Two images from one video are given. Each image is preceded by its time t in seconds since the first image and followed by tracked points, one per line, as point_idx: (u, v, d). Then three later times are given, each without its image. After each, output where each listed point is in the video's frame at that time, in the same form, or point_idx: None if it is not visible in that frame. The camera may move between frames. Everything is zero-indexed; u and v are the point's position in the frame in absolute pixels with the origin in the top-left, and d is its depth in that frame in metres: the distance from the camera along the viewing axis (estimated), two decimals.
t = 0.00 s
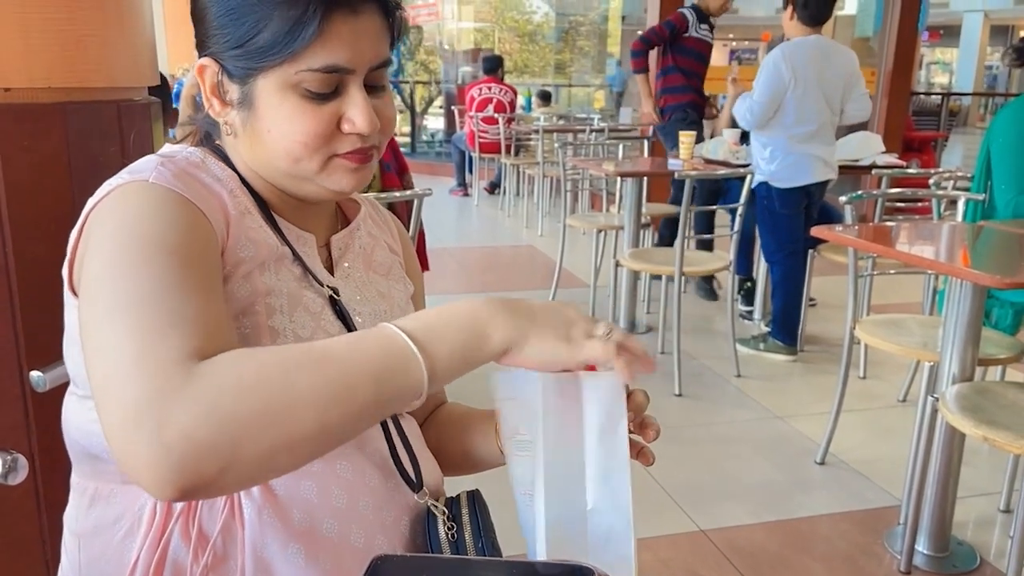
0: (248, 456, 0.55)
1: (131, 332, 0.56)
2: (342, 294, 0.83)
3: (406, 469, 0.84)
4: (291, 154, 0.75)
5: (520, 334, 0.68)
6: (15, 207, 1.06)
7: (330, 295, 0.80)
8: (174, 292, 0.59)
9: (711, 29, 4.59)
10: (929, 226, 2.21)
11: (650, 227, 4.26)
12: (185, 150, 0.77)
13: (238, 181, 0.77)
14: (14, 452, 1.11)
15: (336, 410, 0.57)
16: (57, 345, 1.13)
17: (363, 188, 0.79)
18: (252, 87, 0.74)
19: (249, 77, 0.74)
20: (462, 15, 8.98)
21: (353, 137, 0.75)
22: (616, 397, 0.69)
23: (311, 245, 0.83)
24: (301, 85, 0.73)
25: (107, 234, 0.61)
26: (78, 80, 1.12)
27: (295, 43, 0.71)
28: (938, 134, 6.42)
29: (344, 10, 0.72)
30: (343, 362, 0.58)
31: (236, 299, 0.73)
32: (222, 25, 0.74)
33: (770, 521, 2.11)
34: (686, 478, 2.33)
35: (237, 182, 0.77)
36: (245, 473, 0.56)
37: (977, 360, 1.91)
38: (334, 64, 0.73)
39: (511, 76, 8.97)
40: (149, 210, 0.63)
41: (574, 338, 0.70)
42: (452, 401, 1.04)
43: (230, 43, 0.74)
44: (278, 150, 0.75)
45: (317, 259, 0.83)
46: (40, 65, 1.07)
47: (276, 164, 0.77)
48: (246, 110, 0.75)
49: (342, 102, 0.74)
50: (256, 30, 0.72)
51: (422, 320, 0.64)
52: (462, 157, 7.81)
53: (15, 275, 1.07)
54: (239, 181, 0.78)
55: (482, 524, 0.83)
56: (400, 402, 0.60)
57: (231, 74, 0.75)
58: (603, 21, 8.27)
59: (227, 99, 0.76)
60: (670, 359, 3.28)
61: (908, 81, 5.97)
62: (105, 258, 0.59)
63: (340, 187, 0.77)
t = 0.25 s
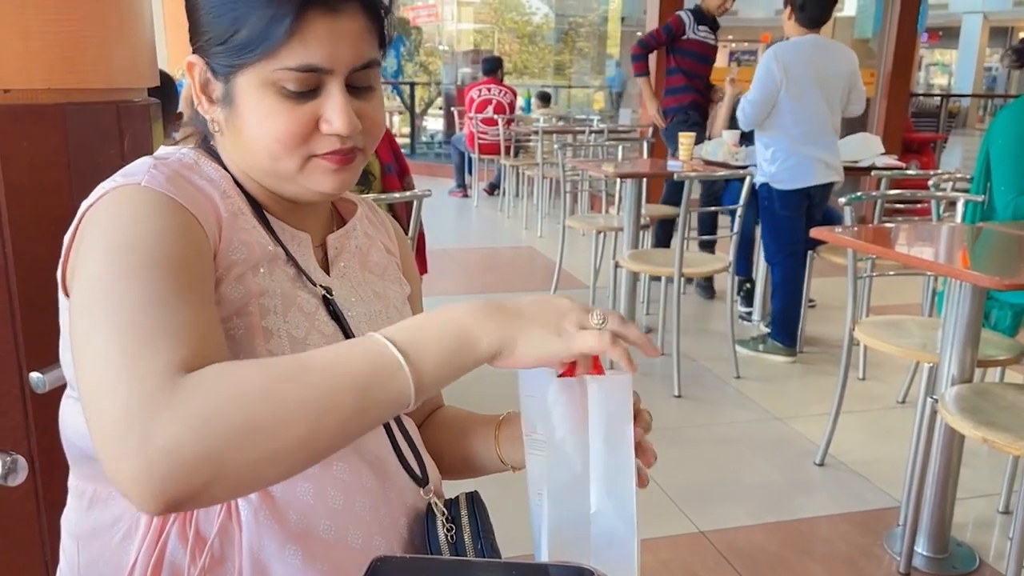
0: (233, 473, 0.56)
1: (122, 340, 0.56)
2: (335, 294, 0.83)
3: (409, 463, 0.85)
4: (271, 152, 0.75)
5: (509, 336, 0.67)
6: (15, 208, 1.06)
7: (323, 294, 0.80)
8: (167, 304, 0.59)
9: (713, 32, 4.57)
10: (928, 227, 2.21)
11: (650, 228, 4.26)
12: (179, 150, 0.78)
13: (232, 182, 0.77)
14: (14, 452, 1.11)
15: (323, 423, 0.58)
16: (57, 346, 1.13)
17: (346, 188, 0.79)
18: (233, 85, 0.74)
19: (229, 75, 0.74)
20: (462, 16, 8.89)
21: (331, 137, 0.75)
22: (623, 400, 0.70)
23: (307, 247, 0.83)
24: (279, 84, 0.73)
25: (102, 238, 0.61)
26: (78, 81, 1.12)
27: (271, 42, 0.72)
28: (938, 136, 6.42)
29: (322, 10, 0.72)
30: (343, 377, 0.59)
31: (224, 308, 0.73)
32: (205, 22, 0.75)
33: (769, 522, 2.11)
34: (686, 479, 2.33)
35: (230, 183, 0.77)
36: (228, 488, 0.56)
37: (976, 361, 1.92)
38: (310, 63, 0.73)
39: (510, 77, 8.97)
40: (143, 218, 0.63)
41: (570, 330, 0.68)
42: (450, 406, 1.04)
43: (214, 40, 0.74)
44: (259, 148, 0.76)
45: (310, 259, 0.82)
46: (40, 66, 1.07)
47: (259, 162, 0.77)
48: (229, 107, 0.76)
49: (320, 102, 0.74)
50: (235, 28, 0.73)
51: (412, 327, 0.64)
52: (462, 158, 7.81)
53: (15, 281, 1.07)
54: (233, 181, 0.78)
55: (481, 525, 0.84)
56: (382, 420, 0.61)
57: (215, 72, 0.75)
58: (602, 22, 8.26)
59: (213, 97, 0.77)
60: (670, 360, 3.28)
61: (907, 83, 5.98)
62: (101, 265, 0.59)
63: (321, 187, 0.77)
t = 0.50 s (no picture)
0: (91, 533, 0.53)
1: (69, 344, 0.57)
2: (332, 295, 0.82)
3: (407, 462, 0.85)
4: (251, 146, 0.76)
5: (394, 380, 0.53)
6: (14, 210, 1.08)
7: (319, 296, 0.80)
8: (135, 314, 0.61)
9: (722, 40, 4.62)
10: (926, 228, 2.22)
11: (650, 229, 4.26)
12: (180, 151, 0.80)
13: (232, 184, 0.78)
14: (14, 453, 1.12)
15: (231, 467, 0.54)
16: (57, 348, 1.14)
17: (329, 187, 0.79)
18: (219, 76, 0.76)
19: (216, 66, 0.75)
20: (462, 18, 8.94)
21: (310, 133, 0.75)
22: (581, 394, 0.77)
23: (308, 248, 0.83)
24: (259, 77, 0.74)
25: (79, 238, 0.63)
26: (79, 82, 1.11)
27: (253, 35, 0.73)
28: (938, 137, 6.42)
29: (302, 4, 0.73)
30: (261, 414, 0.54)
31: (187, 329, 0.71)
32: (202, 16, 0.77)
33: (769, 523, 2.11)
34: (685, 480, 2.33)
35: (230, 184, 0.77)
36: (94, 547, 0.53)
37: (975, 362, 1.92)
38: (288, 56, 0.73)
39: (510, 78, 8.97)
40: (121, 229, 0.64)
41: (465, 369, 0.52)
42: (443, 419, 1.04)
43: (209, 34, 0.76)
44: (240, 141, 0.76)
45: (308, 258, 0.83)
46: (39, 68, 1.08)
47: (243, 156, 0.77)
48: (218, 100, 0.77)
49: (299, 96, 0.74)
50: (222, 19, 0.74)
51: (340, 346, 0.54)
52: (461, 159, 7.81)
53: (14, 276, 1.10)
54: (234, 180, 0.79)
55: (480, 524, 0.84)
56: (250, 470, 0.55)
57: (208, 65, 0.77)
58: (601, 23, 8.25)
59: (208, 91, 0.79)
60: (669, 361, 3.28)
61: (906, 84, 5.98)
62: (73, 262, 0.61)
63: (300, 184, 0.77)
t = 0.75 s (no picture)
0: None
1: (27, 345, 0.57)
2: (332, 297, 0.82)
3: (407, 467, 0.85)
4: (265, 144, 0.76)
5: None
6: (15, 211, 1.08)
7: (318, 298, 0.79)
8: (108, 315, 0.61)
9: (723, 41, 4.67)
10: (927, 229, 2.22)
11: (651, 229, 4.26)
12: (181, 153, 0.80)
13: (233, 186, 0.79)
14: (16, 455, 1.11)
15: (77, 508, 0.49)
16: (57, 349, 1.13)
17: (339, 189, 0.79)
18: (235, 74, 0.76)
19: (231, 64, 0.76)
20: (462, 19, 8.90)
21: (324, 133, 0.76)
22: (599, 395, 0.75)
23: (310, 250, 0.83)
24: (277, 76, 0.74)
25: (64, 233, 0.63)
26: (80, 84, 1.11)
27: (272, 35, 0.74)
28: (938, 138, 6.42)
29: (322, 7, 0.75)
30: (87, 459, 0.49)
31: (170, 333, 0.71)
32: (214, 16, 0.78)
33: (769, 524, 2.11)
34: (686, 481, 2.33)
35: (233, 185, 0.79)
36: None
37: (976, 362, 1.92)
38: (307, 57, 0.74)
39: (510, 79, 8.98)
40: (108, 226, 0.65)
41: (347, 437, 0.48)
42: (450, 424, 1.04)
43: (224, 33, 0.76)
44: (255, 140, 0.77)
45: (310, 259, 0.82)
46: (39, 69, 1.07)
47: (255, 155, 0.78)
48: (230, 98, 0.77)
49: (316, 97, 0.76)
50: (239, 19, 0.75)
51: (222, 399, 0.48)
52: (462, 160, 7.82)
53: (15, 277, 1.10)
54: (237, 185, 0.79)
55: (481, 529, 0.84)
56: None
57: (220, 64, 0.77)
58: (602, 24, 8.27)
59: (218, 91, 0.79)
60: (669, 362, 3.28)
61: (906, 85, 5.99)
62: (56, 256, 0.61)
63: (312, 185, 0.78)
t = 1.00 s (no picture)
0: None
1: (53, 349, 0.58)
2: (324, 302, 0.82)
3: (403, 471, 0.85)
4: (289, 151, 0.76)
5: None
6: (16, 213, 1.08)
7: (311, 304, 0.79)
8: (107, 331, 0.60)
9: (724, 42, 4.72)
10: (929, 230, 2.22)
11: (652, 230, 4.26)
12: (165, 158, 0.78)
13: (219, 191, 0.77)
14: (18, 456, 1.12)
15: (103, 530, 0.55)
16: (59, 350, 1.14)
17: (356, 194, 0.80)
18: (259, 79, 0.75)
19: (256, 70, 0.75)
20: (462, 21, 8.92)
21: (350, 142, 0.77)
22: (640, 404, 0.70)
23: (298, 253, 0.83)
24: (308, 83, 0.74)
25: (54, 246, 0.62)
26: (81, 86, 1.12)
27: (308, 42, 0.73)
28: (939, 139, 6.43)
29: (358, 17, 0.75)
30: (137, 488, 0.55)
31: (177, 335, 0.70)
32: (230, 15, 0.75)
33: (771, 526, 2.11)
34: (687, 482, 2.33)
35: (217, 191, 0.77)
36: None
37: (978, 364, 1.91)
38: (343, 66, 0.75)
39: (511, 81, 9.00)
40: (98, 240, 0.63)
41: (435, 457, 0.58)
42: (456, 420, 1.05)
43: (245, 35, 0.74)
44: (277, 146, 0.76)
45: (299, 266, 0.82)
46: (41, 71, 1.08)
47: (272, 161, 0.77)
48: (249, 102, 0.76)
49: (346, 106, 0.76)
50: (271, 24, 0.73)
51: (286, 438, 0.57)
52: (463, 162, 7.82)
53: (16, 277, 1.10)
54: (224, 191, 0.78)
55: (481, 534, 0.85)
56: None
57: (239, 66, 0.75)
58: (603, 25, 8.33)
59: (227, 91, 0.77)
60: (671, 363, 3.28)
61: (908, 86, 5.99)
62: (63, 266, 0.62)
63: (332, 194, 0.78)
